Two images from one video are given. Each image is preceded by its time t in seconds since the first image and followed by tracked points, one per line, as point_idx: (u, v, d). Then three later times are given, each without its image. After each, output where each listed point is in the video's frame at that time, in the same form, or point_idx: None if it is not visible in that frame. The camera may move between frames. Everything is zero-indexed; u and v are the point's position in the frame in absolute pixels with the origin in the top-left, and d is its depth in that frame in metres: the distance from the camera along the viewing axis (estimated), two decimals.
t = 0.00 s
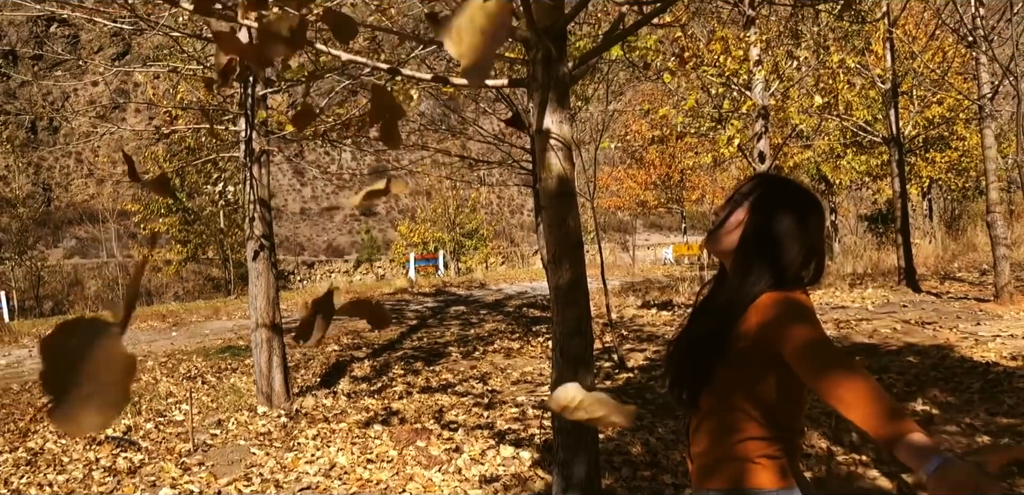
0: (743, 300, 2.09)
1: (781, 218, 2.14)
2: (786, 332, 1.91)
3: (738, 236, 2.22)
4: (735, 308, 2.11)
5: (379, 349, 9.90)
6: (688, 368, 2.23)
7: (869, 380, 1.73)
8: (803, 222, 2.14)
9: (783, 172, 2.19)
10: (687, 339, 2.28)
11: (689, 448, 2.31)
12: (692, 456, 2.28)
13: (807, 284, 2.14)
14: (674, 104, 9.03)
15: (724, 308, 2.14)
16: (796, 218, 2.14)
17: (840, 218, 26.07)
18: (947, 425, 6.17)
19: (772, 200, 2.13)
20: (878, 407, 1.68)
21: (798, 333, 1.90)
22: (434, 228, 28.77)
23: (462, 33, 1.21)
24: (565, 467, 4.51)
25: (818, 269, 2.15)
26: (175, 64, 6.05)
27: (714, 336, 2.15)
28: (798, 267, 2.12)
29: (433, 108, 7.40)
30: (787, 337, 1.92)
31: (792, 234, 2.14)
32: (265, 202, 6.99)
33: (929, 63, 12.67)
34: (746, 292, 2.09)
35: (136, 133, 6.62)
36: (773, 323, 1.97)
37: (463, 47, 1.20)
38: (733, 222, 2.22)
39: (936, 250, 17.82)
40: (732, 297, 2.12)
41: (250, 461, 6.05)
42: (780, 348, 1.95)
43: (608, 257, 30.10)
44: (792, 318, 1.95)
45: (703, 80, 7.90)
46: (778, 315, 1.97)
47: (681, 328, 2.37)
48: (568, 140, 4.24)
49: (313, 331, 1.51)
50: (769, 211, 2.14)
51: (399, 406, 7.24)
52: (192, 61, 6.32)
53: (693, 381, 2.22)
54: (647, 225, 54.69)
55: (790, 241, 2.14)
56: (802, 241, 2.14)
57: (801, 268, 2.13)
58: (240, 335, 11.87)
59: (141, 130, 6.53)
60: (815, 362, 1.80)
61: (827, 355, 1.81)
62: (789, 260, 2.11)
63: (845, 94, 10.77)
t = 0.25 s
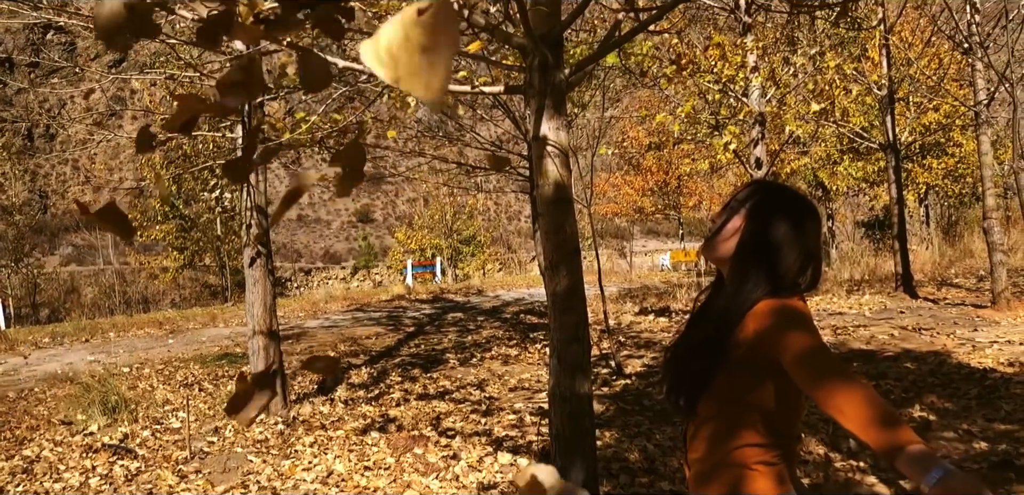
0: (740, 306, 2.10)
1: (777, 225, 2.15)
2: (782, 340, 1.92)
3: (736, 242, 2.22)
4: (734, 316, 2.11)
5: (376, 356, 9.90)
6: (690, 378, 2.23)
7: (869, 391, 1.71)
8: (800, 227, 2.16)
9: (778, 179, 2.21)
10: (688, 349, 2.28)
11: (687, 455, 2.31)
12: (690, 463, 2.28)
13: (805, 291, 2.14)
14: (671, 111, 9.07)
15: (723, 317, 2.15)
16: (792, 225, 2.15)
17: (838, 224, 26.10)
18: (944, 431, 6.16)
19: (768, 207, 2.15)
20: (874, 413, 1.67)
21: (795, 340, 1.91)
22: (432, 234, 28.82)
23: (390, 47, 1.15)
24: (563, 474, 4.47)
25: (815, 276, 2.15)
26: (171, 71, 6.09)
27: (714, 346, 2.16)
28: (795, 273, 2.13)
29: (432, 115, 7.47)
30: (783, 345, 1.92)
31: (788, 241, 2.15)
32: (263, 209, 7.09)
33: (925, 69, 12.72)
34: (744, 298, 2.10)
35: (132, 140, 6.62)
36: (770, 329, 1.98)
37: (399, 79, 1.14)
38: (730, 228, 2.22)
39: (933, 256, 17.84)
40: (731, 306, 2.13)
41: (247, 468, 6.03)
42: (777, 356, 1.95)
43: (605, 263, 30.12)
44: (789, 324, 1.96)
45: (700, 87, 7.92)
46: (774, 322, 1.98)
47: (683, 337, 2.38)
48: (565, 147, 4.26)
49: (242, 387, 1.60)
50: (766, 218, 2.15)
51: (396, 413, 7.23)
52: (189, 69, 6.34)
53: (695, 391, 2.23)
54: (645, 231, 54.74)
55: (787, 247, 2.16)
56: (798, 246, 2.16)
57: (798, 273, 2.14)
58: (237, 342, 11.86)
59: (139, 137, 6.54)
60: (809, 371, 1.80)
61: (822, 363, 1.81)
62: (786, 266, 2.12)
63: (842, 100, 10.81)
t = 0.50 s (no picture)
0: (736, 312, 2.09)
1: (773, 231, 2.15)
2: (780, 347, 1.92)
3: (730, 248, 2.22)
4: (729, 323, 2.11)
5: (372, 362, 9.88)
6: (685, 384, 2.23)
7: (867, 399, 1.74)
8: (795, 232, 2.16)
9: (772, 184, 2.21)
10: (683, 355, 2.27)
11: (683, 463, 2.29)
12: (686, 471, 2.25)
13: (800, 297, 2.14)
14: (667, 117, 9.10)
15: (718, 323, 2.14)
16: (787, 230, 2.15)
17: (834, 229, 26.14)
18: (940, 437, 6.15)
19: (763, 213, 2.14)
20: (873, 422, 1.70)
21: (793, 344, 1.91)
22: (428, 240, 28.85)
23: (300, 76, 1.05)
24: (559, 480, 4.42)
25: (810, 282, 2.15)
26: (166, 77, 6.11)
27: (709, 353, 2.15)
28: (790, 278, 2.13)
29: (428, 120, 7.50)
30: (781, 352, 1.92)
31: (784, 247, 2.15)
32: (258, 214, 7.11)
33: (920, 75, 12.76)
34: (740, 304, 2.09)
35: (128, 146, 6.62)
36: (766, 333, 1.98)
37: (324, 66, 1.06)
38: (725, 234, 2.22)
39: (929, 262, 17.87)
40: (727, 312, 2.12)
41: (242, 475, 6.01)
42: (774, 363, 1.95)
43: (602, 269, 30.12)
44: (786, 329, 1.96)
45: (696, 92, 7.94)
46: (770, 330, 1.98)
47: (678, 343, 2.37)
48: (561, 152, 4.27)
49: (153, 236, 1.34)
50: (761, 223, 2.15)
51: (392, 419, 7.21)
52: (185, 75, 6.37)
53: (690, 397, 2.21)
54: (642, 236, 54.81)
55: (782, 252, 2.16)
56: (793, 250, 2.16)
57: (794, 278, 2.15)
58: (233, 348, 11.84)
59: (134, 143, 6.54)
60: (808, 379, 1.81)
61: (820, 370, 1.81)
62: (781, 271, 2.12)
63: (837, 105, 10.85)
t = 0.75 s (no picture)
0: (732, 316, 2.08)
1: (767, 234, 2.14)
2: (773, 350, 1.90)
3: (726, 251, 2.21)
4: (724, 327, 2.10)
5: (367, 366, 9.86)
6: (681, 389, 2.21)
7: (863, 404, 1.73)
8: (790, 236, 2.16)
9: (768, 188, 2.20)
10: (680, 359, 2.27)
11: (677, 467, 2.27)
12: (680, 474, 2.23)
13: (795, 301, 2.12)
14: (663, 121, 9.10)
15: (714, 327, 2.13)
16: (782, 234, 2.14)
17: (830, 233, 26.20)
18: (935, 441, 6.15)
19: (757, 216, 2.14)
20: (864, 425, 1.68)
21: (790, 347, 1.89)
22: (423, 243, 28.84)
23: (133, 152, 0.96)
24: (555, 485, 4.39)
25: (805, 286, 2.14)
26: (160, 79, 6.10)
27: (705, 357, 2.14)
28: (785, 282, 2.12)
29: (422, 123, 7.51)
30: (774, 356, 1.90)
31: (779, 250, 2.14)
32: (252, 218, 7.09)
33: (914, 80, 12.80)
34: (735, 308, 2.08)
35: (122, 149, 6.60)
36: (762, 336, 1.96)
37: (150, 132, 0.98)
38: (721, 238, 2.20)
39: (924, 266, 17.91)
40: (722, 316, 2.11)
41: (237, 480, 5.97)
42: (768, 367, 1.93)
43: (597, 273, 30.12)
44: (782, 332, 1.95)
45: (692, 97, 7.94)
46: (764, 333, 1.96)
47: (676, 348, 2.36)
48: (557, 157, 4.24)
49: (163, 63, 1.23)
50: (758, 226, 2.14)
51: (387, 424, 7.19)
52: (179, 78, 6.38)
53: (687, 401, 2.20)
54: (637, 240, 54.87)
55: (778, 256, 2.15)
56: (789, 254, 2.16)
57: (789, 282, 2.15)
58: (227, 353, 11.80)
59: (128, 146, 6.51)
60: (801, 382, 1.79)
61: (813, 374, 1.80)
62: (777, 275, 2.12)
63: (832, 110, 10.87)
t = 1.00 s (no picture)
0: (725, 320, 2.08)
1: (760, 237, 2.15)
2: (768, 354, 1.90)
3: (719, 255, 2.21)
4: (718, 329, 2.09)
5: (362, 370, 9.84)
6: (673, 392, 2.20)
7: (856, 409, 1.72)
8: (783, 238, 2.16)
9: (759, 191, 2.21)
10: (673, 362, 2.26)
11: (672, 471, 2.26)
12: (674, 478, 2.22)
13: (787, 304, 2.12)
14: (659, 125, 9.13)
15: (707, 330, 2.13)
16: (774, 236, 2.14)
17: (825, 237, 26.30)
18: (929, 445, 6.16)
19: (749, 219, 2.14)
20: (859, 429, 1.68)
21: (783, 350, 1.89)
22: (417, 246, 28.89)
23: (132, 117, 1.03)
24: (550, 489, 4.36)
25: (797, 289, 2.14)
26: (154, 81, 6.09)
27: (698, 360, 2.13)
28: (779, 285, 2.12)
29: (417, 126, 7.54)
30: (768, 359, 1.90)
31: (771, 253, 2.15)
32: (246, 221, 7.06)
33: (909, 84, 12.85)
34: (728, 312, 2.08)
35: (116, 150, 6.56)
36: (755, 340, 1.96)
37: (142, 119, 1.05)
38: (714, 242, 2.20)
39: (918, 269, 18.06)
40: (716, 319, 2.11)
41: (230, 484, 5.93)
42: (761, 371, 1.93)
43: (592, 276, 30.15)
44: (775, 335, 1.94)
45: (687, 100, 7.96)
46: (758, 337, 1.96)
47: (668, 351, 2.35)
48: (551, 160, 4.26)
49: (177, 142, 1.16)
50: (750, 230, 2.14)
51: (382, 428, 7.17)
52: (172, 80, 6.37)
53: (678, 405, 2.20)
54: (633, 244, 55.02)
55: (771, 259, 2.15)
56: (782, 257, 2.16)
57: (782, 285, 2.15)
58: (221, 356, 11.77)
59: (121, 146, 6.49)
60: (797, 386, 1.79)
61: (808, 378, 1.80)
62: (770, 278, 2.11)
63: (827, 114, 10.92)
